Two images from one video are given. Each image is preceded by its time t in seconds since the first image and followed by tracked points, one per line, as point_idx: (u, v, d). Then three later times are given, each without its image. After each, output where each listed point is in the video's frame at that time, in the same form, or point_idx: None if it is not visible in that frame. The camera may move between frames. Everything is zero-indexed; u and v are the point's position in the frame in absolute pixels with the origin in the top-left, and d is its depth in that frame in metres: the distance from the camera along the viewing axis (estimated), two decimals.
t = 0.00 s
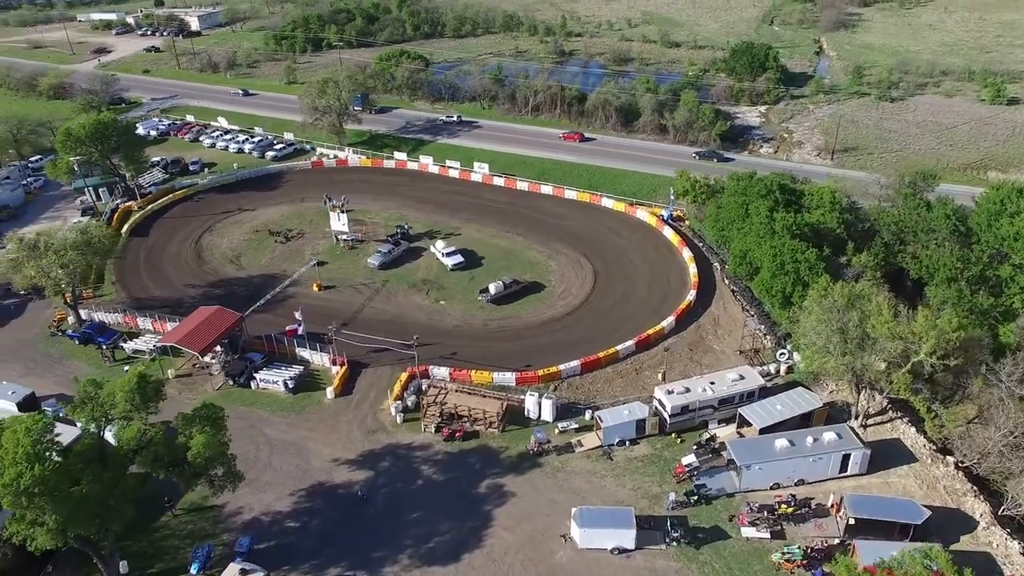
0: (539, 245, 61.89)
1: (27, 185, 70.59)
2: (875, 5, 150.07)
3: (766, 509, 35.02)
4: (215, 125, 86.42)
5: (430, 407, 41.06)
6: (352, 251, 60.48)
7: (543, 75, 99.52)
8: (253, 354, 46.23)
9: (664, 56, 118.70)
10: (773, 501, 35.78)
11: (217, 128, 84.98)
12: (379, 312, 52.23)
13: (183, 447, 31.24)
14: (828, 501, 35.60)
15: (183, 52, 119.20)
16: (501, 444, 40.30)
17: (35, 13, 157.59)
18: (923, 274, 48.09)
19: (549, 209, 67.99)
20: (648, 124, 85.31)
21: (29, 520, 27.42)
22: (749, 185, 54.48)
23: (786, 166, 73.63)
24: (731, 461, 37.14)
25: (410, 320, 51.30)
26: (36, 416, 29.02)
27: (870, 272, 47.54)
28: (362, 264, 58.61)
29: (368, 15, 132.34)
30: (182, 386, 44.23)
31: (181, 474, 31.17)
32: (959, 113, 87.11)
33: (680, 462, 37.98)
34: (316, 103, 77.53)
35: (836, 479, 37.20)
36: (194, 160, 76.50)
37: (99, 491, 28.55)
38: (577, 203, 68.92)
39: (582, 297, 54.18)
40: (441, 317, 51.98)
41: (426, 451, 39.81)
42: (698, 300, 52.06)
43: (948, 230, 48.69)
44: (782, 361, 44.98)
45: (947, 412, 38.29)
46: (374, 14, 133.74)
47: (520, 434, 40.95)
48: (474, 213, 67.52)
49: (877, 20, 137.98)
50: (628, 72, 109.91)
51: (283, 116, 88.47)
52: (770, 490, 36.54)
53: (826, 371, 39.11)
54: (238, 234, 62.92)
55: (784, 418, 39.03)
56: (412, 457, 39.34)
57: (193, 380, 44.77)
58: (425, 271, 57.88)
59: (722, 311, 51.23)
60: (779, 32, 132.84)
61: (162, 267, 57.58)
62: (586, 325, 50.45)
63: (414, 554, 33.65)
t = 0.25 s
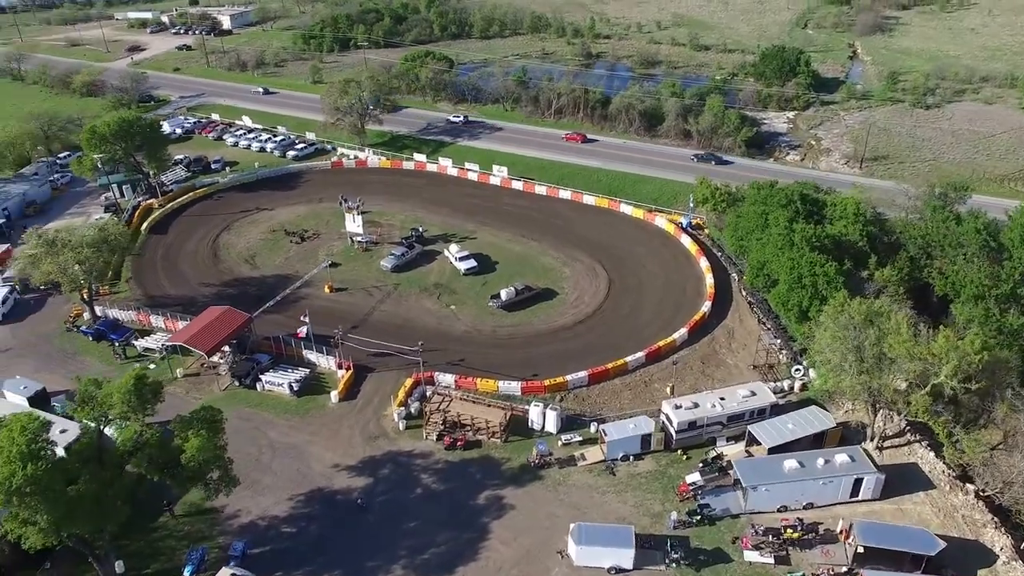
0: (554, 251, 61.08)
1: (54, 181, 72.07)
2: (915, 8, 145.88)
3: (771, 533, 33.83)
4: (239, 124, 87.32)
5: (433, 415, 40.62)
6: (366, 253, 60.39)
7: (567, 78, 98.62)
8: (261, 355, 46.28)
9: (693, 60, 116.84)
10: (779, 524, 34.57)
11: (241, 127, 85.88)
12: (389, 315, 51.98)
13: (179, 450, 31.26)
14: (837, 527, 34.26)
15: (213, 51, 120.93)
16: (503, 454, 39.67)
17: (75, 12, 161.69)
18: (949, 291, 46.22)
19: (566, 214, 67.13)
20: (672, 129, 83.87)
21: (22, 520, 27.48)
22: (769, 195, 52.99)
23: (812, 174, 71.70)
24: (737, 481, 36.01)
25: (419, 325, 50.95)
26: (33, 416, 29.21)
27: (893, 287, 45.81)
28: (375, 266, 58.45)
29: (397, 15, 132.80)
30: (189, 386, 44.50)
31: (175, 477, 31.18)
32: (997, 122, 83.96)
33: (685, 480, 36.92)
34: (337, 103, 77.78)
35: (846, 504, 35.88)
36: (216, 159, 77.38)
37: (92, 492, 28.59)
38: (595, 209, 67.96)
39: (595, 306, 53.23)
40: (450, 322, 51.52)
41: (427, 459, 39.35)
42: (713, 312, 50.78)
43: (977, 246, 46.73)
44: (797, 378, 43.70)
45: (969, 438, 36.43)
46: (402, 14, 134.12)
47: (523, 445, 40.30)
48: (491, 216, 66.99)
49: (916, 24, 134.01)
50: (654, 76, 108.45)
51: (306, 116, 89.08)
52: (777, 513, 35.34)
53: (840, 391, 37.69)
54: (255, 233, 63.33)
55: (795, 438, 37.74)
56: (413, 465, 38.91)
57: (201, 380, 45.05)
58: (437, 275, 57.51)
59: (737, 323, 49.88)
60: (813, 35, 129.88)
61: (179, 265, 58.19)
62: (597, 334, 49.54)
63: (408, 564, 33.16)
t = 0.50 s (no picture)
0: (567, 257, 60.25)
1: (79, 177, 73.37)
2: (954, 11, 141.68)
3: (773, 558, 32.64)
4: (262, 123, 88.03)
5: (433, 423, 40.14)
6: (378, 255, 60.21)
7: (591, 81, 97.60)
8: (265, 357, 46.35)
9: (721, 63, 114.88)
10: (783, 549, 33.37)
11: (262, 126, 86.55)
12: (397, 320, 51.69)
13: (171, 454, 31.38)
14: (843, 554, 32.95)
15: (241, 49, 122.30)
16: (503, 465, 39.05)
17: (111, 9, 164.98)
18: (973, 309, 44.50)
19: (582, 219, 66.24)
20: (694, 134, 82.37)
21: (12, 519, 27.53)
22: (788, 204, 51.50)
23: (837, 183, 69.85)
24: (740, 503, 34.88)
25: (426, 330, 50.56)
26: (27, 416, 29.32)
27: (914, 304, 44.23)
28: (386, 269, 58.24)
29: (423, 15, 132.92)
30: (195, 387, 44.75)
31: (167, 480, 31.28)
32: None
33: (686, 499, 35.84)
34: (357, 104, 77.84)
35: (855, 530, 34.54)
36: (236, 158, 78.04)
37: (83, 494, 28.63)
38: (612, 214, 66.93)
39: (605, 314, 52.29)
40: (458, 328, 51.05)
41: (425, 468, 38.90)
42: (726, 324, 49.52)
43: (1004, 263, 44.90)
44: (809, 396, 42.41)
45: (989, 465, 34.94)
46: (428, 14, 134.22)
47: (523, 456, 39.62)
48: (505, 221, 66.38)
49: (955, 28, 130.08)
50: (680, 79, 106.83)
51: (327, 115, 89.44)
52: (781, 536, 34.15)
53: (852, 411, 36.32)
54: (270, 233, 63.64)
55: (803, 458, 36.46)
56: (411, 474, 38.49)
57: (206, 381, 45.31)
58: (448, 279, 57.08)
59: (751, 336, 48.57)
60: (845, 39, 126.90)
61: (193, 264, 58.70)
62: (606, 344, 48.63)
63: None
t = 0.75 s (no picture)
0: (578, 263, 59.36)
1: (100, 174, 74.49)
2: (994, 14, 137.30)
3: None
4: (281, 122, 88.53)
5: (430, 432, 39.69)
6: (388, 258, 59.96)
7: (612, 84, 96.45)
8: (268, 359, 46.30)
9: (747, 66, 112.80)
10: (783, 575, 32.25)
11: (281, 125, 87.06)
12: (402, 324, 51.34)
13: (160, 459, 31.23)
14: None
15: (266, 48, 123.43)
16: (500, 477, 38.44)
17: (143, 8, 167.88)
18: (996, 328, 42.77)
19: (596, 225, 65.25)
20: (715, 139, 80.80)
21: None
22: (805, 214, 50.02)
23: (860, 193, 67.94)
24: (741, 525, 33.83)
25: (431, 336, 50.12)
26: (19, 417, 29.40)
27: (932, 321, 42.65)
28: (395, 273, 57.94)
29: (447, 16, 132.74)
30: (198, 388, 44.94)
31: (155, 485, 31.17)
32: None
33: (685, 519, 34.90)
34: (373, 105, 77.76)
35: (860, 557, 33.23)
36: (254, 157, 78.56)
37: (69, 497, 28.53)
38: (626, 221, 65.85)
39: (614, 323, 51.33)
40: (464, 334, 50.53)
41: (421, 478, 38.44)
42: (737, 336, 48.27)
43: None
44: (819, 414, 41.15)
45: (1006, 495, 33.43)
46: (452, 14, 134.06)
47: (521, 468, 38.95)
48: (518, 225, 65.70)
49: (993, 31, 126.03)
50: (704, 82, 105.09)
51: (346, 115, 89.64)
52: (782, 561, 33.03)
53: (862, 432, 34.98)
54: (282, 233, 63.84)
55: (808, 480, 35.22)
56: (406, 483, 38.07)
57: (209, 383, 45.49)
58: (456, 284, 56.59)
59: (762, 350, 47.27)
60: (877, 43, 123.77)
61: (204, 263, 59.13)
62: (613, 354, 47.70)
63: None
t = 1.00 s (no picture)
0: (587, 270, 58.45)
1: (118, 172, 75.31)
2: None
3: None
4: (298, 121, 88.86)
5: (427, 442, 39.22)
6: (395, 261, 59.62)
7: (631, 87, 95.24)
8: (268, 363, 46.25)
9: (771, 69, 110.73)
10: None
11: (298, 125, 87.39)
12: (406, 329, 50.94)
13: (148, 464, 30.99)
14: None
15: (289, 47, 124.30)
16: (495, 489, 37.78)
17: (172, 6, 170.41)
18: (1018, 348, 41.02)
19: (607, 231, 64.26)
20: (734, 144, 79.24)
21: None
22: (820, 225, 48.56)
23: (882, 202, 65.99)
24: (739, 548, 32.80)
25: (434, 342, 49.63)
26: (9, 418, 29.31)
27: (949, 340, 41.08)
28: (401, 277, 57.58)
29: (468, 16, 132.44)
30: (199, 390, 45.00)
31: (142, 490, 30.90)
32: None
33: (681, 540, 33.97)
34: (388, 107, 77.60)
35: None
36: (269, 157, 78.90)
37: (54, 499, 28.30)
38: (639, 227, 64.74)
39: (620, 333, 50.38)
40: (467, 341, 49.95)
41: (415, 488, 37.93)
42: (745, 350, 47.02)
43: None
44: (827, 433, 39.81)
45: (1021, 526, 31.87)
46: (474, 15, 133.76)
47: (517, 481, 38.28)
48: (528, 230, 64.95)
49: None
50: (726, 86, 103.36)
51: (362, 115, 89.69)
52: None
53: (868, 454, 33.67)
54: (291, 234, 63.93)
55: (811, 502, 34.07)
56: (399, 493, 37.59)
57: (210, 384, 45.51)
58: (463, 289, 56.03)
59: (771, 365, 45.97)
60: (907, 46, 120.67)
61: (213, 263, 59.41)
62: (618, 365, 46.77)
63: None
